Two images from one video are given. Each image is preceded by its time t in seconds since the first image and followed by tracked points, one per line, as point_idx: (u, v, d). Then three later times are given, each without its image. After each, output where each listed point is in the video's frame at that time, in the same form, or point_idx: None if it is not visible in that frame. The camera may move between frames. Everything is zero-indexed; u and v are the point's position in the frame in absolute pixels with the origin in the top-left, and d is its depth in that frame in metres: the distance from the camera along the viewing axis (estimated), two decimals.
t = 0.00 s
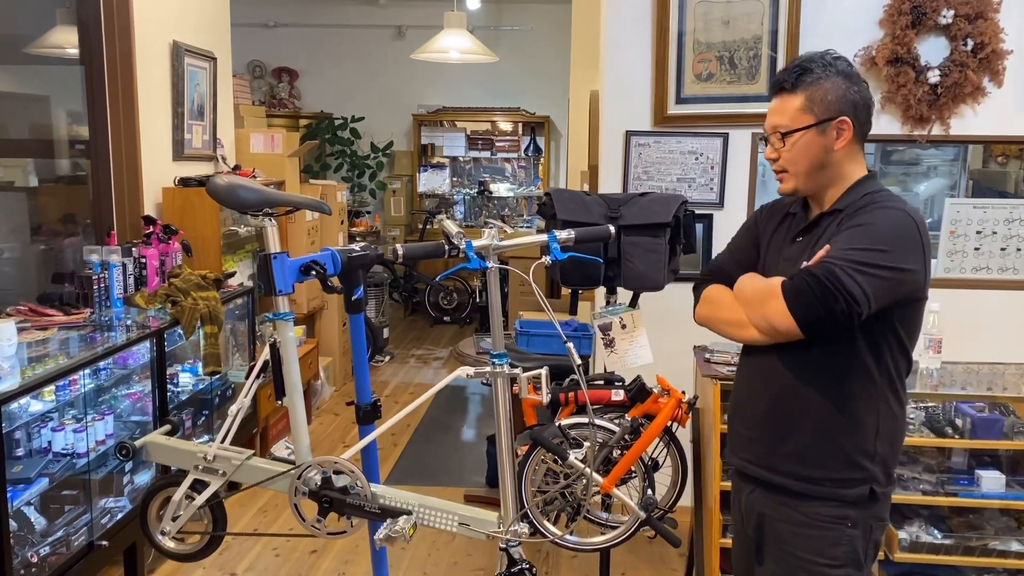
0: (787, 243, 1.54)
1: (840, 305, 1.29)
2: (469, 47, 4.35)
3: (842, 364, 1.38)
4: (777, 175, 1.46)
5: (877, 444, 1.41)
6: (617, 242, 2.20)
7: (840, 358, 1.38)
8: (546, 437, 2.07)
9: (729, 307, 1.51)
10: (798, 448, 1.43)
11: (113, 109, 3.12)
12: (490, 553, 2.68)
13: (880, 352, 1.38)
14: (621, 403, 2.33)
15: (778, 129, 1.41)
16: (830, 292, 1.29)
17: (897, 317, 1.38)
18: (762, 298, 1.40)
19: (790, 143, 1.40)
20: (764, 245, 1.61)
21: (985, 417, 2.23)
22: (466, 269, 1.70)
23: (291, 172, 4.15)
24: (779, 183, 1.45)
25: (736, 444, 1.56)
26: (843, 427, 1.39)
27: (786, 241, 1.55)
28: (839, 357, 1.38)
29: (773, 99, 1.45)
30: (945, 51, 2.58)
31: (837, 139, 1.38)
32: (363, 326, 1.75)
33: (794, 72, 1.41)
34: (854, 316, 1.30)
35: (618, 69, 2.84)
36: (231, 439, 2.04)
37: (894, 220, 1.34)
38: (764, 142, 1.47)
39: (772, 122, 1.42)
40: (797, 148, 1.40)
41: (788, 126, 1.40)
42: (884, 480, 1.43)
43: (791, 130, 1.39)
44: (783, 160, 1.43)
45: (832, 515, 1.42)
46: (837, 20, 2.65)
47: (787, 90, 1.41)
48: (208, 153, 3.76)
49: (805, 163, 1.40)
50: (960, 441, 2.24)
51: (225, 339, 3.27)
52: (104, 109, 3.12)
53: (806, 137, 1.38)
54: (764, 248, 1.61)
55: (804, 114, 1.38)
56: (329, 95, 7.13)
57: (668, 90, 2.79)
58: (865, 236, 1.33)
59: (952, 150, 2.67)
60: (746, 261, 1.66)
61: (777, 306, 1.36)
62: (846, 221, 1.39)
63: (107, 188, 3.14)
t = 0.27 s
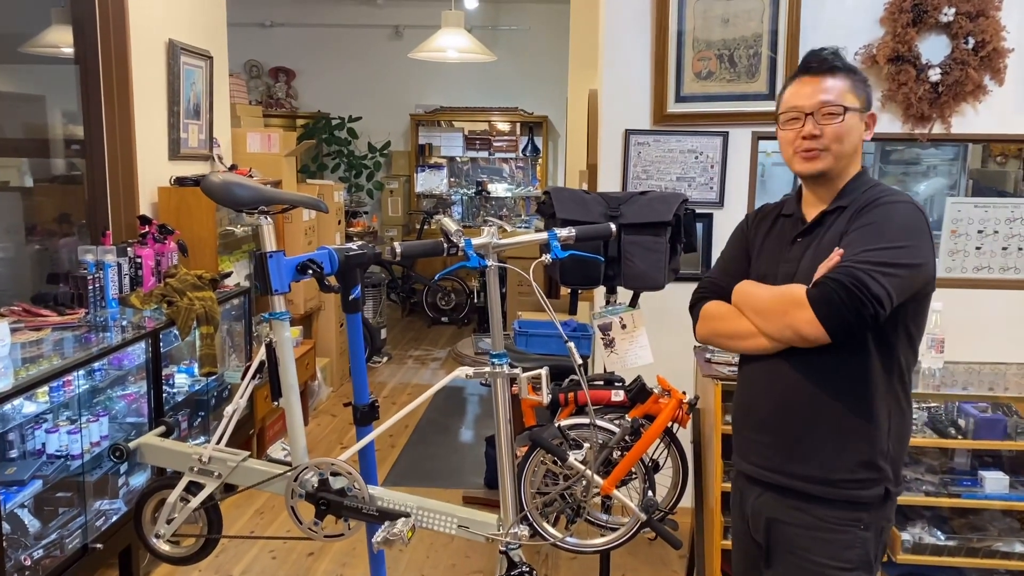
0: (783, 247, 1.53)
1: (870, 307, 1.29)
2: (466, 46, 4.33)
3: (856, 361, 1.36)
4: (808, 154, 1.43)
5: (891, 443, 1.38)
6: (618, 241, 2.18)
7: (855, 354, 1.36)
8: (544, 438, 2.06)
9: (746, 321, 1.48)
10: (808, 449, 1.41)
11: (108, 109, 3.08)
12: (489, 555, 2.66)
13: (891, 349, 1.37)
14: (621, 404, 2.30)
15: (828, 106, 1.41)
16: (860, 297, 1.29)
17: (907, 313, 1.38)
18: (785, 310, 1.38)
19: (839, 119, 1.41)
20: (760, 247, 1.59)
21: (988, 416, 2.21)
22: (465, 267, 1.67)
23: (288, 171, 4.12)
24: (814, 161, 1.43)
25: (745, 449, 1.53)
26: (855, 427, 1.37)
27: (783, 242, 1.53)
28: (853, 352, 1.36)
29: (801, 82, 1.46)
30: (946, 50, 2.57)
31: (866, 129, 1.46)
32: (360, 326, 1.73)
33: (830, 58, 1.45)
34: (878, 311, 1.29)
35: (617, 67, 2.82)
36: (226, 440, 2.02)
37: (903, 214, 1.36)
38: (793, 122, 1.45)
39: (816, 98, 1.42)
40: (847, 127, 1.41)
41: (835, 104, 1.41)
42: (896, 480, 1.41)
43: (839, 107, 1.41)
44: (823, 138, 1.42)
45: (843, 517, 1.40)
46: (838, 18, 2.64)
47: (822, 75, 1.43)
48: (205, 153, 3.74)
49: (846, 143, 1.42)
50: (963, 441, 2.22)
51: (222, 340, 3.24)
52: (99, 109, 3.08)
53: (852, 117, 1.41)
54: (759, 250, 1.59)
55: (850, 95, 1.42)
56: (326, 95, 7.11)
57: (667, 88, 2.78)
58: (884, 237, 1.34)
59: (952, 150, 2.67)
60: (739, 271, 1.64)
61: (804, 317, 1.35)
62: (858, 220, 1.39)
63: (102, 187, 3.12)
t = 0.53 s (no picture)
0: (788, 260, 1.47)
1: (909, 326, 1.27)
2: (466, 45, 4.29)
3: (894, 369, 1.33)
4: (815, 162, 1.39)
5: (934, 447, 1.35)
6: (624, 242, 2.14)
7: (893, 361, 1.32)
8: (550, 444, 2.01)
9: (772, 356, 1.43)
10: (853, 465, 1.36)
11: (102, 108, 3.01)
12: (491, 562, 2.61)
13: (926, 355, 1.34)
14: (627, 409, 2.26)
15: (836, 111, 1.38)
16: (900, 319, 1.27)
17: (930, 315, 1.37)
18: (821, 344, 1.34)
19: (847, 126, 1.37)
20: (760, 263, 1.53)
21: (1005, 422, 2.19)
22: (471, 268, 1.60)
23: (285, 171, 4.06)
24: (819, 167, 1.39)
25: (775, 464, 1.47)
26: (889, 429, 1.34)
27: (786, 257, 1.48)
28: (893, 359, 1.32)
29: (804, 86, 1.41)
30: (955, 47, 2.52)
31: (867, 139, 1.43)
32: (360, 329, 1.68)
33: (838, 63, 1.41)
34: (917, 325, 1.27)
35: (621, 65, 2.77)
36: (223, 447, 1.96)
37: (912, 218, 1.35)
38: (798, 125, 1.40)
39: (823, 103, 1.38)
40: (853, 134, 1.38)
41: (843, 110, 1.38)
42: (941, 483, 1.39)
43: (847, 114, 1.38)
44: (830, 144, 1.38)
45: (892, 524, 1.34)
46: (845, 15, 2.59)
47: (826, 80, 1.40)
48: (201, 152, 3.68)
49: (851, 151, 1.39)
50: (978, 446, 2.18)
51: (218, 343, 3.19)
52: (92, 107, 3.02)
53: (858, 125, 1.39)
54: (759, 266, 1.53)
55: (857, 103, 1.39)
56: (323, 94, 7.05)
57: (672, 86, 2.72)
58: (905, 250, 1.32)
59: (957, 149, 2.62)
60: (744, 287, 1.56)
61: (843, 352, 1.31)
62: (872, 232, 1.36)
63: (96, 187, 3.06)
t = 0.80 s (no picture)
0: (804, 300, 1.35)
1: (948, 401, 1.11)
2: (464, 41, 4.19)
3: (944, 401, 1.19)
4: (818, 190, 1.25)
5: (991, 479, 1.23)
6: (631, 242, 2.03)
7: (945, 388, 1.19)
8: (554, 453, 1.93)
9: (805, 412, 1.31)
10: (906, 505, 1.24)
11: (89, 104, 2.91)
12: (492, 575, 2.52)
13: (975, 399, 1.19)
14: (634, 416, 2.17)
15: (840, 134, 1.23)
16: (937, 394, 1.11)
17: (979, 362, 1.20)
18: (847, 420, 1.19)
19: (854, 150, 1.23)
20: (777, 300, 1.41)
21: None
22: (472, 270, 1.50)
23: (279, 169, 3.95)
24: (825, 198, 1.25)
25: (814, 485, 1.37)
26: (930, 463, 1.21)
27: (805, 297, 1.35)
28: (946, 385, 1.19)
29: (805, 104, 1.27)
30: (971, 40, 2.44)
31: (881, 158, 1.27)
32: (355, 334, 1.58)
33: (843, 77, 1.26)
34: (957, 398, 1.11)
35: (625, 59, 2.68)
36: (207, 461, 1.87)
37: (945, 258, 1.18)
38: (799, 152, 1.26)
39: (825, 126, 1.24)
40: (862, 158, 1.23)
41: (849, 132, 1.23)
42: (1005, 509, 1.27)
43: (854, 137, 1.23)
44: (836, 171, 1.24)
45: (954, 558, 1.22)
46: (857, 6, 2.51)
47: (830, 97, 1.25)
48: (192, 150, 3.58)
49: (862, 176, 1.24)
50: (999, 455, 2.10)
51: (209, 346, 3.09)
52: (78, 103, 2.92)
53: (867, 146, 1.23)
54: (777, 303, 1.41)
55: (864, 122, 1.24)
56: (318, 92, 6.95)
57: (678, 80, 2.63)
58: (937, 307, 1.15)
59: (967, 146, 2.54)
60: (758, 332, 1.46)
61: (871, 431, 1.16)
62: (898, 282, 1.20)
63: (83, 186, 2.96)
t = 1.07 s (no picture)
0: (847, 341, 1.11)
1: None
2: (456, 33, 4.05)
3: None
4: (859, 218, 1.01)
5: None
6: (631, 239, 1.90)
7: None
8: (547, 469, 1.78)
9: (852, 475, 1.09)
10: None
11: (59, 97, 2.77)
12: None
13: None
14: (633, 427, 2.03)
15: (880, 148, 1.00)
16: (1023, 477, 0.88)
17: None
18: (906, 500, 0.98)
19: (899, 165, 0.99)
20: (811, 339, 1.16)
21: None
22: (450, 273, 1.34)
23: (263, 166, 3.77)
24: (866, 225, 1.01)
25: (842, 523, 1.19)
26: (1014, 540, 0.98)
27: (847, 339, 1.11)
28: None
29: (833, 110, 1.03)
30: (989, 27, 2.29)
31: (934, 166, 1.03)
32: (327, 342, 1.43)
33: (881, 70, 1.01)
34: None
35: (623, 49, 2.54)
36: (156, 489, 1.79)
37: None
38: (831, 170, 1.03)
39: (861, 138, 1.00)
40: (910, 173, 0.99)
41: (892, 142, 0.99)
42: None
43: (898, 148, 0.99)
44: (879, 192, 1.00)
45: None
46: None
47: (869, 100, 1.00)
48: (172, 146, 3.43)
49: (911, 196, 1.00)
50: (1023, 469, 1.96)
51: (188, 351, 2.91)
52: (48, 96, 2.77)
53: (917, 157, 0.99)
54: (811, 343, 1.17)
55: (911, 127, 1.00)
56: (309, 88, 6.80)
57: (679, 71, 2.50)
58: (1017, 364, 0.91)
59: (979, 142, 2.39)
60: (794, 372, 1.21)
61: (948, 519, 0.95)
62: (967, 331, 0.96)
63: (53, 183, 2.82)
